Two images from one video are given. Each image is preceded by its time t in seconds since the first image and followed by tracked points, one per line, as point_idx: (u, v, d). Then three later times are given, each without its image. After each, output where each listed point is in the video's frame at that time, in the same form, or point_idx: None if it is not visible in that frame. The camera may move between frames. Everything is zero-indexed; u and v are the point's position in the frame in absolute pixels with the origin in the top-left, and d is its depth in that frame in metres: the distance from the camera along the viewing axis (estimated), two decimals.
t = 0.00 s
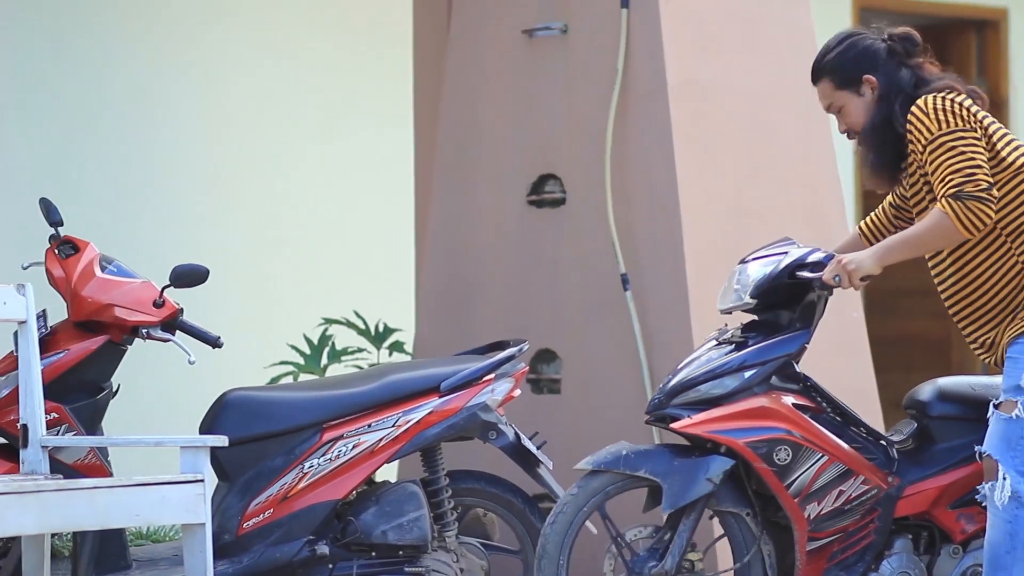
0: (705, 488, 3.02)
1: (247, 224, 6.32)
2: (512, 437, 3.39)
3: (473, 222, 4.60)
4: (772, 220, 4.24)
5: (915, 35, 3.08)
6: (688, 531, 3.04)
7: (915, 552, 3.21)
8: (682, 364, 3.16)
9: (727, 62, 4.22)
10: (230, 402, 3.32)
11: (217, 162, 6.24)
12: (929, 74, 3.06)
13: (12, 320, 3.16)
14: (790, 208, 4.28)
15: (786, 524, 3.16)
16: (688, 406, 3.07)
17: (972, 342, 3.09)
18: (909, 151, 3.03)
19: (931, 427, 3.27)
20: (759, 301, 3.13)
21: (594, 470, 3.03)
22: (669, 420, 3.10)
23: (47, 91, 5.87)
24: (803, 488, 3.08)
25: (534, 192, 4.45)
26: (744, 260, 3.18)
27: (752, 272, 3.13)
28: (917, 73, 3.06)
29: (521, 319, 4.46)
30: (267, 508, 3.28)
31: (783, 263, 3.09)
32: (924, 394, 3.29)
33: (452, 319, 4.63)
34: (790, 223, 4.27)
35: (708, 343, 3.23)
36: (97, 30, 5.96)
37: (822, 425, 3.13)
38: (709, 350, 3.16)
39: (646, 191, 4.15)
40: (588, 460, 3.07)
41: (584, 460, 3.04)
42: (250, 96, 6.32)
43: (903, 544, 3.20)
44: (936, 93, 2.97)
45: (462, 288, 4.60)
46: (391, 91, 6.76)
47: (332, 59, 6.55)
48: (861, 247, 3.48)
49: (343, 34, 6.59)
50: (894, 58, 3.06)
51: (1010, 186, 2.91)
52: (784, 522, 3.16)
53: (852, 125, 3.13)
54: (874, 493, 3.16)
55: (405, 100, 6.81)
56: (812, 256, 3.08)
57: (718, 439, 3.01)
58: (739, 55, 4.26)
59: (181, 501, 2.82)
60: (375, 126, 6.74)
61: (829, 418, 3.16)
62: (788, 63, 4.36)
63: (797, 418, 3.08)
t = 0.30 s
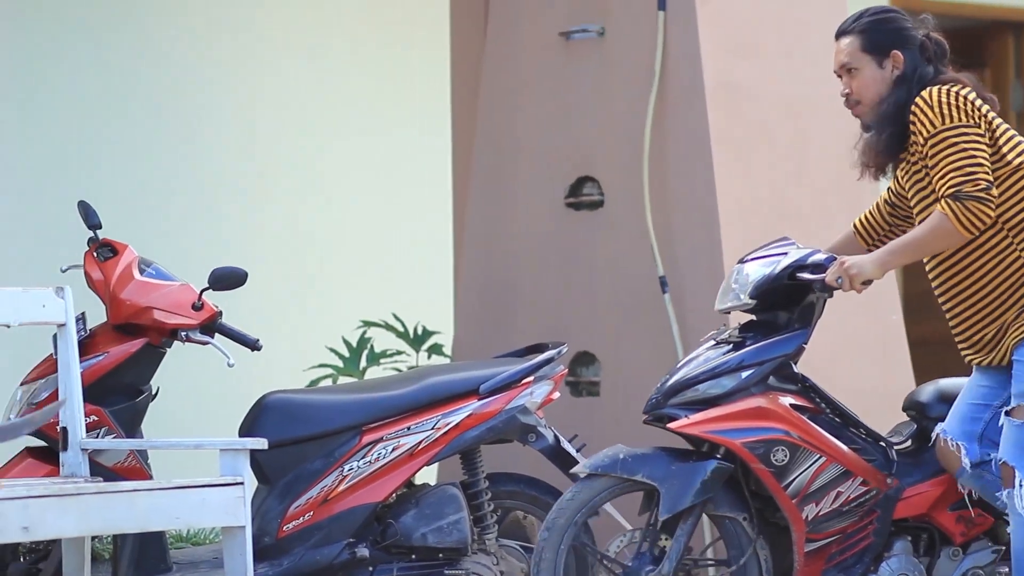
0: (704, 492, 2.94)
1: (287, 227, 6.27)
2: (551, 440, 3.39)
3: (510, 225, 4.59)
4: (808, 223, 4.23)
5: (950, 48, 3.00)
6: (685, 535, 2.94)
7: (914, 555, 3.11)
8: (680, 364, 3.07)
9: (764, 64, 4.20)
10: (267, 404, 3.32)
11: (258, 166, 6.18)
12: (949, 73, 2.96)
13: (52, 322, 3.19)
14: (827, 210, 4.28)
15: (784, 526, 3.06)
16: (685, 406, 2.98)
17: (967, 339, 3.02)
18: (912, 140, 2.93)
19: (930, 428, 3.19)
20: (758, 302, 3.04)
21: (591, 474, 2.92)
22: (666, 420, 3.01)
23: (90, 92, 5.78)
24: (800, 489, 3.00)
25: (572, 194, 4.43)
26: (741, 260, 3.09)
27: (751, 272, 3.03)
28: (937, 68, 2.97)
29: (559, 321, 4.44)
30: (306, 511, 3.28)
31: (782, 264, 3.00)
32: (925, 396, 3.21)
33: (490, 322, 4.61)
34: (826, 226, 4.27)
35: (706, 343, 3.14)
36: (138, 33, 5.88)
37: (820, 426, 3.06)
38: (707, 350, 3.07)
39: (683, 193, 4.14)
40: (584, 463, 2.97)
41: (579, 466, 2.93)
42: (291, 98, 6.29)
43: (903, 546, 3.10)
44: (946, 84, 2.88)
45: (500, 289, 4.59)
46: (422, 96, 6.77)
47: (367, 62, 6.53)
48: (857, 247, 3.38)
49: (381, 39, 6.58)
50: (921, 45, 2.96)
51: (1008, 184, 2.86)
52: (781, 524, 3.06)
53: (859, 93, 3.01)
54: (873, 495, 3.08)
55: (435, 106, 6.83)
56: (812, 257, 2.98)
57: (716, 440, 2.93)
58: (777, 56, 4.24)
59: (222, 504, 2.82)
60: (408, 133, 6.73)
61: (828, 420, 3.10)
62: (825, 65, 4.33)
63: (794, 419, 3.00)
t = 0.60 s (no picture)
0: (732, 492, 2.99)
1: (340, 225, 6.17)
2: (602, 438, 3.35)
3: (561, 223, 4.57)
4: (859, 221, 4.24)
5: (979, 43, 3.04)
6: (713, 534, 3.01)
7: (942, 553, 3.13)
8: (709, 362, 3.11)
9: (817, 61, 4.18)
10: (319, 402, 3.34)
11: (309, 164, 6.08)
12: (975, 66, 3.01)
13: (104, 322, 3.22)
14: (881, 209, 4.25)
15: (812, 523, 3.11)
16: (714, 404, 3.02)
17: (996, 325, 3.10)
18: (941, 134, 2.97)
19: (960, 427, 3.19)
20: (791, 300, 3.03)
21: (620, 473, 2.99)
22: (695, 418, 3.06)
23: (144, 92, 5.76)
24: (828, 489, 3.03)
25: (625, 192, 4.42)
26: (772, 257, 3.08)
27: (784, 270, 3.02)
28: (964, 61, 3.01)
29: (610, 319, 4.43)
30: (357, 509, 3.29)
31: (814, 263, 3.00)
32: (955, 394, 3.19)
33: (542, 320, 4.59)
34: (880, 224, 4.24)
35: (735, 339, 3.17)
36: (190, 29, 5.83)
37: (849, 425, 3.08)
38: (736, 347, 3.11)
39: (737, 191, 4.11)
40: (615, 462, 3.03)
41: (607, 465, 2.99)
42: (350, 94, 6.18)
43: (931, 545, 3.12)
44: (972, 78, 2.94)
45: (553, 289, 4.58)
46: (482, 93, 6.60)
47: (428, 58, 6.38)
48: (882, 240, 3.41)
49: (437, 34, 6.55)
50: (949, 38, 3.01)
51: None
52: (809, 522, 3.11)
53: (886, 84, 3.05)
54: (901, 494, 3.10)
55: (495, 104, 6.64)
56: (847, 256, 2.99)
57: (744, 439, 2.97)
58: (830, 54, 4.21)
59: (272, 502, 2.84)
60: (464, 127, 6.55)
61: (858, 418, 3.12)
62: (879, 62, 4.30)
63: (823, 418, 3.03)
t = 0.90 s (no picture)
0: (739, 495, 3.00)
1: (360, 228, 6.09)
2: (621, 441, 3.36)
3: (579, 225, 4.56)
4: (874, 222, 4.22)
5: (952, 26, 3.00)
6: (722, 539, 3.00)
7: (951, 557, 3.15)
8: (716, 366, 3.12)
9: (833, 61, 4.17)
10: (337, 406, 3.34)
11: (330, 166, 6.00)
12: (962, 67, 2.99)
13: (123, 325, 3.24)
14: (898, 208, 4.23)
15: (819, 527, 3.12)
16: (720, 408, 3.03)
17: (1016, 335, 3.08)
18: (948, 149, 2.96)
19: (969, 430, 3.19)
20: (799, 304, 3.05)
21: (628, 477, 3.00)
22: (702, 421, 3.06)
23: (161, 93, 5.66)
24: (836, 494, 3.03)
25: (641, 196, 4.41)
26: (779, 261, 3.10)
27: (790, 273, 3.04)
28: (951, 67, 2.99)
29: (627, 322, 4.42)
30: (376, 513, 3.29)
31: (821, 268, 3.01)
32: (964, 397, 3.18)
33: (560, 323, 4.58)
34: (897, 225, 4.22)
35: (742, 343, 3.19)
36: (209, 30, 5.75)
37: (856, 429, 3.08)
38: (743, 351, 3.13)
39: (753, 195, 4.11)
40: (623, 465, 3.04)
41: (615, 469, 3.01)
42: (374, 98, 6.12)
43: (939, 549, 3.15)
44: (970, 91, 2.92)
45: (570, 291, 4.57)
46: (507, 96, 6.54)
47: (450, 62, 6.34)
48: (886, 241, 3.43)
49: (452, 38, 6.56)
50: (927, 51, 2.99)
51: None
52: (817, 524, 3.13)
53: (886, 119, 3.05)
54: (909, 498, 3.10)
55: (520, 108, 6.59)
56: (854, 262, 3.00)
57: (752, 443, 2.96)
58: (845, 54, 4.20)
59: (292, 505, 2.85)
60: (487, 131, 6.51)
61: (865, 422, 3.12)
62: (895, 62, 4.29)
63: (830, 422, 3.03)
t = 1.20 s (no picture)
0: (818, 497, 2.98)
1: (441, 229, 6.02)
2: (701, 444, 3.34)
3: (658, 228, 4.51)
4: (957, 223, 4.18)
5: (1002, 34, 3.02)
6: (800, 542, 3.00)
7: None
8: (794, 368, 3.10)
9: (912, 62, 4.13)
10: (417, 409, 3.34)
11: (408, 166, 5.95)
12: None
13: (203, 329, 3.29)
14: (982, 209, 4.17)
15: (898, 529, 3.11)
16: (799, 410, 3.01)
17: None
18: None
19: None
20: (877, 306, 3.05)
21: (706, 479, 3.00)
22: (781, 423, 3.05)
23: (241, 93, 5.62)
24: (915, 495, 3.01)
25: (721, 198, 4.37)
26: (857, 264, 3.11)
27: (868, 275, 3.05)
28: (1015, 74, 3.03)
29: (707, 325, 4.37)
30: (457, 516, 3.29)
31: (900, 269, 3.01)
32: None
33: (639, 327, 4.53)
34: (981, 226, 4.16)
35: (820, 346, 3.17)
36: (287, 32, 5.69)
37: (936, 431, 3.05)
38: (821, 353, 3.11)
39: (834, 197, 4.11)
40: (701, 467, 3.04)
41: (693, 471, 3.01)
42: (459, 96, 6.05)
43: (1020, 551, 3.13)
44: None
45: (649, 296, 4.52)
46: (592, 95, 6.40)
47: (534, 59, 6.22)
48: (962, 242, 3.41)
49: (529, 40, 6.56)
50: (985, 67, 3.02)
51: None
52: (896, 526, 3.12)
53: (965, 144, 3.09)
54: (988, 500, 3.10)
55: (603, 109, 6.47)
56: (933, 263, 3.00)
57: (831, 445, 2.94)
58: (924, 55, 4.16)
59: (372, 510, 2.87)
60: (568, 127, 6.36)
61: (944, 423, 3.08)
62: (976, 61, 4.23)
63: (908, 423, 3.00)
